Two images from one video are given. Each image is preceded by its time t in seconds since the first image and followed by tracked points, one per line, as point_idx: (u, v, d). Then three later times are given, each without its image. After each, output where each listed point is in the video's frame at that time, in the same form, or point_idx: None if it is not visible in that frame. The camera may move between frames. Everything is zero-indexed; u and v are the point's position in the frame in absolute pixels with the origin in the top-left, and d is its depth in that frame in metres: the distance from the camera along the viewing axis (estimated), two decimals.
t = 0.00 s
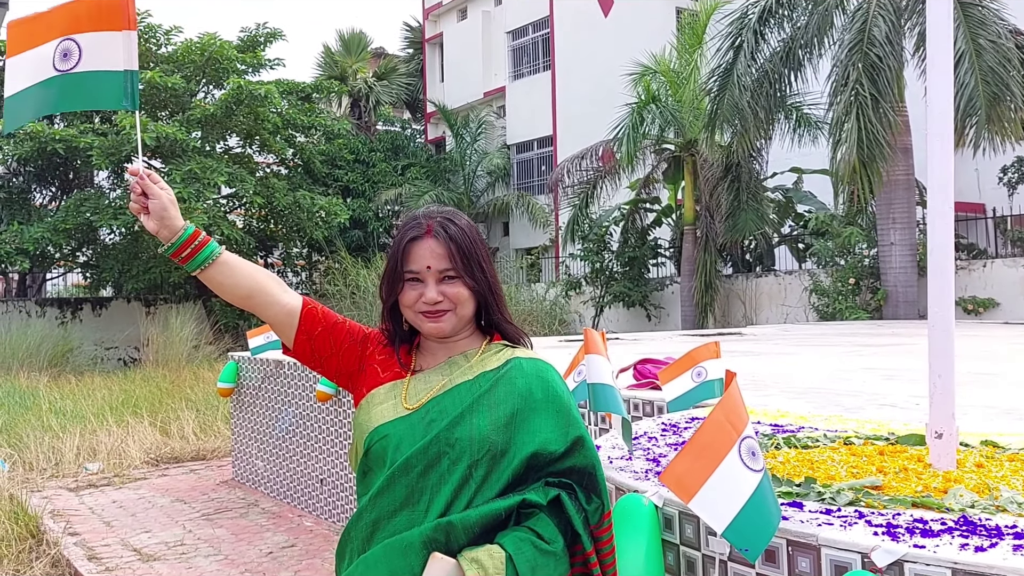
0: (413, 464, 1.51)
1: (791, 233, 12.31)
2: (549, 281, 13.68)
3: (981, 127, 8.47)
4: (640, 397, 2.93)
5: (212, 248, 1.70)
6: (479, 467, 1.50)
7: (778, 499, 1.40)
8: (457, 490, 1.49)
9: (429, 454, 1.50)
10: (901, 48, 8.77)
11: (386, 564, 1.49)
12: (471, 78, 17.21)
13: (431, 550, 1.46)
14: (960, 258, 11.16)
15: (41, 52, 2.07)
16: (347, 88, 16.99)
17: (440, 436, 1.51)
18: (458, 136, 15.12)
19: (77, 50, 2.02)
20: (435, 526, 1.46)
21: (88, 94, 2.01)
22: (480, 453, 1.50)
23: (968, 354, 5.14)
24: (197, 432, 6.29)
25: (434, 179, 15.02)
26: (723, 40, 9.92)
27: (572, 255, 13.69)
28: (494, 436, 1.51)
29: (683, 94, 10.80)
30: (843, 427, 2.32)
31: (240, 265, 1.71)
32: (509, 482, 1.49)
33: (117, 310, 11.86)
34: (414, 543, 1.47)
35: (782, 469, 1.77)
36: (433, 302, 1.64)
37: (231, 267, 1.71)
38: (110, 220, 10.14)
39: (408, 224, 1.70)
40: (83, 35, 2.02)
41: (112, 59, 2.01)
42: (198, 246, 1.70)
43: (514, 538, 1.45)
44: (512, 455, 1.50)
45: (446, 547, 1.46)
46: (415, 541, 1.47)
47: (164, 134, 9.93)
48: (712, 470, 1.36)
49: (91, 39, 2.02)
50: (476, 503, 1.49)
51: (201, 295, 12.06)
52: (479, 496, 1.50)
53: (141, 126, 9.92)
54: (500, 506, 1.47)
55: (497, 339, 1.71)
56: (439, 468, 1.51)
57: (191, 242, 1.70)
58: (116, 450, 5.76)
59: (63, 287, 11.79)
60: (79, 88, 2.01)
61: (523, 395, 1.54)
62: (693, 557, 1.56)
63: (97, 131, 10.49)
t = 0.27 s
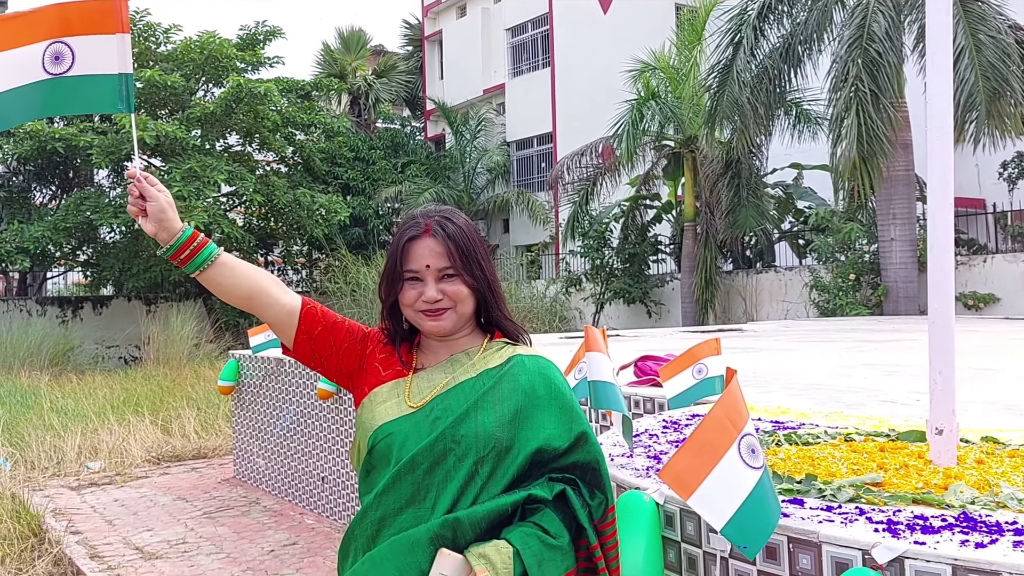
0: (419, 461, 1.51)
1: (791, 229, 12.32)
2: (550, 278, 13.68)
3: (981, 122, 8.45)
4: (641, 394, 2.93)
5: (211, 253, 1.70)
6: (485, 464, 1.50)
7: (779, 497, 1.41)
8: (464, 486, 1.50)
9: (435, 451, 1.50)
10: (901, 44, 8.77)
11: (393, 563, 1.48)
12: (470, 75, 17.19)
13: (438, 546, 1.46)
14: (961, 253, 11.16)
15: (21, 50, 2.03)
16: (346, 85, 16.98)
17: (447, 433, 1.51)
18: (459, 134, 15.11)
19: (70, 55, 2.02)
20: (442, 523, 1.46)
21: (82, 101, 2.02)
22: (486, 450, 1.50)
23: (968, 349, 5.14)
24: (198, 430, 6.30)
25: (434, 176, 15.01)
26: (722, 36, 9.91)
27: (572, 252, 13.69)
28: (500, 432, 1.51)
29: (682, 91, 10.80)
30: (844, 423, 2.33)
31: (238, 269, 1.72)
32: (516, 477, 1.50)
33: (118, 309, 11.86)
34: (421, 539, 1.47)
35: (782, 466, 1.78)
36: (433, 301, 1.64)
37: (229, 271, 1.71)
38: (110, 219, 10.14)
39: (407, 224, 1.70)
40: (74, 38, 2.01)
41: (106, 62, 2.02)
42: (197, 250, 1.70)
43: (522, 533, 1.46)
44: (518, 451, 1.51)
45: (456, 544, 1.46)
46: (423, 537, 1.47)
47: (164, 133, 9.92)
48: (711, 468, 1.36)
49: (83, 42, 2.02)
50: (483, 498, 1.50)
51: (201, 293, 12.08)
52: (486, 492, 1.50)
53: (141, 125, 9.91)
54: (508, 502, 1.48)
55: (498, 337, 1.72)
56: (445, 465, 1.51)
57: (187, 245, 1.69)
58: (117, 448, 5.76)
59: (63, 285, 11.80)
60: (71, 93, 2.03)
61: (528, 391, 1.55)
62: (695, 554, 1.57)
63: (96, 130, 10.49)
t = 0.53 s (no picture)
0: (423, 462, 1.51)
1: (790, 221, 12.33)
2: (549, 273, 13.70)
3: (979, 112, 8.45)
4: (639, 390, 2.94)
5: (206, 260, 1.70)
6: (488, 463, 1.51)
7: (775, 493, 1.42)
8: (468, 485, 1.51)
9: (438, 452, 1.51)
10: (898, 34, 8.76)
11: (399, 563, 1.49)
12: (467, 70, 17.17)
13: (444, 546, 1.47)
14: (959, 243, 11.17)
15: (13, 57, 2.03)
16: (344, 82, 16.97)
17: (449, 433, 1.52)
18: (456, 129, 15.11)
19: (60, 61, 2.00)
20: (447, 523, 1.47)
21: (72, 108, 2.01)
22: (489, 449, 1.51)
23: (967, 340, 5.15)
24: (200, 430, 6.32)
25: (433, 173, 15.00)
26: (719, 28, 9.90)
27: (572, 247, 13.70)
28: (501, 431, 1.52)
29: (680, 84, 10.79)
30: (841, 418, 2.33)
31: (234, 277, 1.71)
32: (518, 474, 1.52)
33: (118, 309, 11.87)
34: (427, 539, 1.47)
35: (779, 462, 1.78)
36: (430, 302, 1.65)
37: (226, 278, 1.71)
38: (110, 219, 10.15)
39: (401, 227, 1.71)
40: (63, 46, 2.00)
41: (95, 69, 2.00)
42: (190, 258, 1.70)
43: (527, 530, 1.47)
44: (519, 450, 1.52)
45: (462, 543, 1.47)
46: (430, 537, 1.48)
47: (162, 132, 9.92)
48: (710, 466, 1.37)
49: (72, 49, 2.00)
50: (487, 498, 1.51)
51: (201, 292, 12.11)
52: (490, 491, 1.51)
53: (138, 125, 9.90)
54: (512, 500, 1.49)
55: (494, 338, 1.73)
56: (448, 465, 1.52)
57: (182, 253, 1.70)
58: (120, 449, 5.78)
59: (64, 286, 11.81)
60: (60, 101, 2.01)
61: (528, 390, 1.56)
62: (693, 551, 1.57)
63: (94, 130, 10.49)
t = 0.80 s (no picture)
0: (424, 458, 1.51)
1: (789, 217, 12.33)
2: (549, 271, 13.70)
3: (979, 108, 8.45)
4: (639, 386, 2.94)
5: (201, 277, 1.68)
6: (490, 459, 1.51)
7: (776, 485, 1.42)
8: (469, 481, 1.50)
9: (440, 447, 1.51)
10: (897, 30, 8.77)
11: (401, 558, 1.49)
12: (466, 67, 17.16)
13: (446, 541, 1.47)
14: (959, 239, 11.17)
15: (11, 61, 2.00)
16: (342, 80, 16.96)
17: (450, 429, 1.52)
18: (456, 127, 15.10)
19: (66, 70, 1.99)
20: (448, 519, 1.47)
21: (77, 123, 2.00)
22: (491, 445, 1.51)
23: (966, 335, 5.15)
24: (200, 428, 6.32)
25: (432, 170, 14.95)
26: (718, 25, 9.88)
27: (572, 244, 13.69)
28: (503, 427, 1.52)
29: (679, 80, 10.78)
30: (841, 411, 2.33)
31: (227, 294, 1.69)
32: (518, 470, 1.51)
33: (118, 308, 11.86)
34: (429, 534, 1.47)
35: (780, 455, 1.78)
36: (431, 295, 1.65)
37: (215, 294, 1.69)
38: (109, 218, 10.14)
39: (405, 218, 1.70)
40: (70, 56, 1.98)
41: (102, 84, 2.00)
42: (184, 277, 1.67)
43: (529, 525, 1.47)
44: (521, 446, 1.51)
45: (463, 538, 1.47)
46: (431, 533, 1.47)
47: (161, 130, 9.91)
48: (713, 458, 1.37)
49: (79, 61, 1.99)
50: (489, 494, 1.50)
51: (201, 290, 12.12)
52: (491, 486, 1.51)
53: (137, 123, 9.88)
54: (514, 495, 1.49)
55: (496, 333, 1.73)
56: (450, 461, 1.51)
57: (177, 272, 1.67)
58: (120, 447, 5.78)
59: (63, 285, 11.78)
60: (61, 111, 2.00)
61: (530, 387, 1.56)
62: (693, 544, 1.57)
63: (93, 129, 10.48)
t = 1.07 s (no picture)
0: (417, 453, 1.55)
1: (791, 213, 12.32)
2: (551, 267, 13.70)
3: (980, 103, 8.44)
4: (643, 381, 2.94)
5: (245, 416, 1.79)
6: (484, 456, 1.52)
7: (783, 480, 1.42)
8: (464, 478, 1.53)
9: (433, 444, 1.54)
10: (899, 25, 8.76)
11: (398, 551, 1.52)
12: (467, 63, 17.14)
13: (445, 535, 1.48)
14: (961, 234, 11.16)
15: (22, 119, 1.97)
16: (343, 76, 16.95)
17: (444, 426, 1.55)
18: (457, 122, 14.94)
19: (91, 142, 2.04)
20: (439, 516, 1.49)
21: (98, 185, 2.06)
22: (486, 442, 1.52)
23: (968, 330, 5.15)
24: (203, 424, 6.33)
25: (433, 167, 14.71)
26: (720, 20, 9.86)
27: (573, 240, 13.69)
28: (500, 424, 1.53)
29: (680, 76, 10.77)
30: (845, 406, 2.34)
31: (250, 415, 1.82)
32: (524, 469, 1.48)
33: (120, 304, 11.86)
34: (429, 527, 1.49)
35: (785, 449, 1.79)
36: (439, 265, 1.73)
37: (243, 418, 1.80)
38: (110, 214, 10.14)
39: (451, 196, 1.82)
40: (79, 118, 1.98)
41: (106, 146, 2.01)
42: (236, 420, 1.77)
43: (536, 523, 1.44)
44: (520, 444, 1.51)
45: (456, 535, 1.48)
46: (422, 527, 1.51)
47: (162, 127, 9.90)
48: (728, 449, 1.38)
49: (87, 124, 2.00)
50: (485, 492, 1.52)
51: (202, 286, 12.13)
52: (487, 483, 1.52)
53: (138, 120, 9.88)
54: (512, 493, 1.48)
55: (499, 327, 1.76)
56: (444, 458, 1.53)
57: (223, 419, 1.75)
58: (123, 443, 5.79)
59: (65, 281, 11.79)
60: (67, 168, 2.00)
61: (527, 384, 1.56)
62: (700, 538, 1.58)
63: (94, 126, 10.48)
